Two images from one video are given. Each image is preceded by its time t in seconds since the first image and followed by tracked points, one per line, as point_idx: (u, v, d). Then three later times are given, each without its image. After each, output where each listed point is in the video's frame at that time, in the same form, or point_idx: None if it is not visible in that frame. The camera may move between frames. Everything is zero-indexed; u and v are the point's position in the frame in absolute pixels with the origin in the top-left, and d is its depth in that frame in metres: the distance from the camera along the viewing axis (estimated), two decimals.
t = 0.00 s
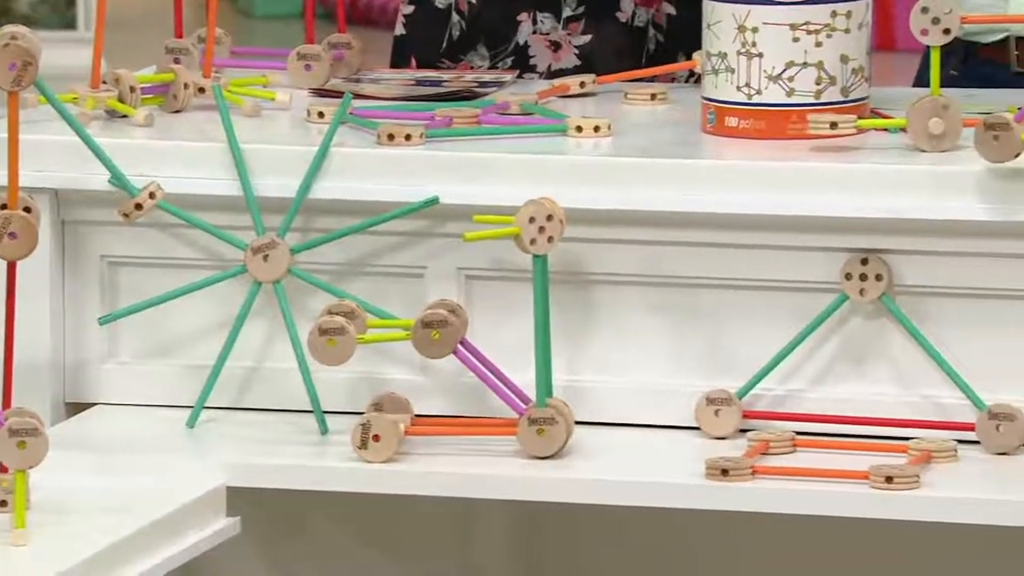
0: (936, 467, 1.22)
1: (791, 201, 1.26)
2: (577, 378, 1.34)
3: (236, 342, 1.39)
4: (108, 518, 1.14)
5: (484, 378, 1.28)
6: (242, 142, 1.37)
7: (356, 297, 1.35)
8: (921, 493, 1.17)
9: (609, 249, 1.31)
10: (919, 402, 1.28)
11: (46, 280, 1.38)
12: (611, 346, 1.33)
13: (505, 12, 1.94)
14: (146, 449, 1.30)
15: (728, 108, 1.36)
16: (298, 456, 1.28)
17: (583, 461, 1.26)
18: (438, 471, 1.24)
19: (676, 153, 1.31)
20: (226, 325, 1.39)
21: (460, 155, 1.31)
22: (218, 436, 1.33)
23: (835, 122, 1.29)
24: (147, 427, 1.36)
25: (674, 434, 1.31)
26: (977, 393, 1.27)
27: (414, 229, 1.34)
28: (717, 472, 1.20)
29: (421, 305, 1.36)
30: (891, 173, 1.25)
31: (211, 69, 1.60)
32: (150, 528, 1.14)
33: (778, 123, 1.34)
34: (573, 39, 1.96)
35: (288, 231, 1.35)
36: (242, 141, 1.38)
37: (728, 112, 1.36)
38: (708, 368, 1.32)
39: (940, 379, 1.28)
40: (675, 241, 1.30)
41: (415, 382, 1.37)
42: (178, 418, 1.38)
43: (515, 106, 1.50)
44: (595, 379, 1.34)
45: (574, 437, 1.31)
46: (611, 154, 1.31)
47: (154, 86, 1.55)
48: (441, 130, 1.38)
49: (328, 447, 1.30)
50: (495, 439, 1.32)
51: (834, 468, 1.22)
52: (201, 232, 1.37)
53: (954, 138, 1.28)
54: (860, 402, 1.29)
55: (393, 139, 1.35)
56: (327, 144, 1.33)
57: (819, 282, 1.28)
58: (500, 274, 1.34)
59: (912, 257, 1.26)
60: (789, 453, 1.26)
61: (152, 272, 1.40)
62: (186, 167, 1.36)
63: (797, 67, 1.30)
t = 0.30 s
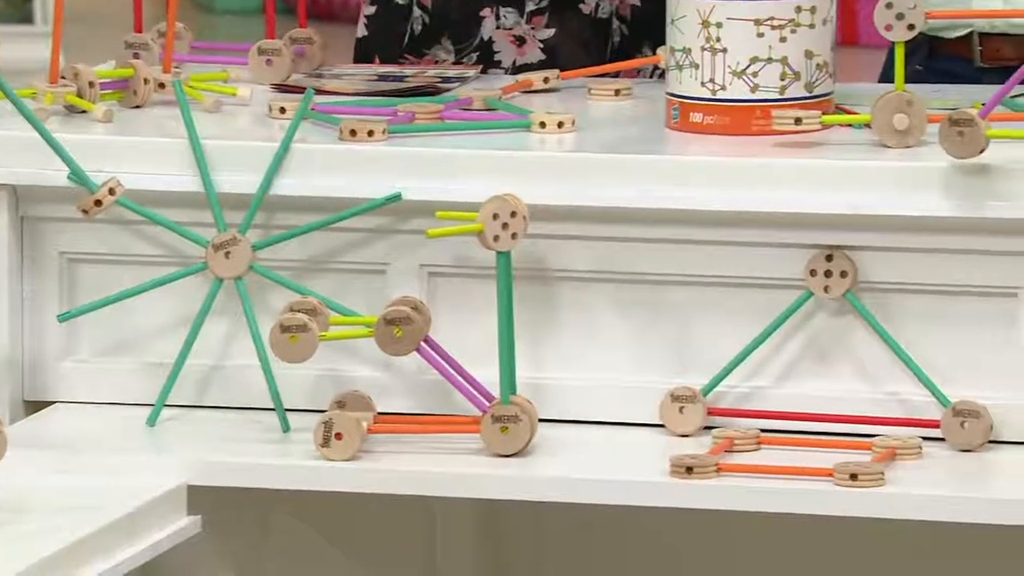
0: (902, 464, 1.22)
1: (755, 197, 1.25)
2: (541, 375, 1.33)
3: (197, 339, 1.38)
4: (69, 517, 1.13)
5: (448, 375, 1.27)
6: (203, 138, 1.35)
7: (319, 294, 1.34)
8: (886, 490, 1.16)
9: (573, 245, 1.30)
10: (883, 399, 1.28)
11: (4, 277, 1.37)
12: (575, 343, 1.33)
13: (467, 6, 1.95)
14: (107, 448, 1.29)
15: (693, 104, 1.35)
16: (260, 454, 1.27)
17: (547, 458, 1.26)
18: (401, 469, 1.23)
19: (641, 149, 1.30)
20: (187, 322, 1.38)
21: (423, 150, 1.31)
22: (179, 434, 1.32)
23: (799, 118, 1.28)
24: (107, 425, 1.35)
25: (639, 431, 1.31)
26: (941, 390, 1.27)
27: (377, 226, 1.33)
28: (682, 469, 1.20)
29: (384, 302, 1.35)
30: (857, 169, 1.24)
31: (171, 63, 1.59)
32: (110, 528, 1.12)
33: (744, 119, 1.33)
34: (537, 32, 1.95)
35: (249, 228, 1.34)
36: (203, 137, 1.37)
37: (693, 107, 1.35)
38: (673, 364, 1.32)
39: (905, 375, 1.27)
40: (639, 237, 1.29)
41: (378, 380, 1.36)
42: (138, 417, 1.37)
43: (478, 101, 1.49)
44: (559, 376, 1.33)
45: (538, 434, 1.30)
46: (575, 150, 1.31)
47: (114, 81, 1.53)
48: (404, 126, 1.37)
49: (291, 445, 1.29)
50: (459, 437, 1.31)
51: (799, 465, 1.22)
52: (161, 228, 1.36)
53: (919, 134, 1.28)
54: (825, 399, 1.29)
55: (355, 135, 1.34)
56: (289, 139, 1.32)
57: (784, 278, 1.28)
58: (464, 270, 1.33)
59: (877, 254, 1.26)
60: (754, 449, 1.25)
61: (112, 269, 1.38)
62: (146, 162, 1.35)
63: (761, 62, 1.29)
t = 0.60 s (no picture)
0: (867, 458, 1.21)
1: (721, 190, 1.24)
2: (505, 370, 1.33)
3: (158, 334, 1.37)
4: (28, 513, 1.12)
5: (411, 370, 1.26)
6: (164, 131, 1.34)
7: (281, 288, 1.33)
8: (852, 485, 1.16)
9: (538, 238, 1.30)
10: (849, 393, 1.27)
11: None
12: (539, 337, 1.32)
13: None
14: (67, 443, 1.28)
15: (658, 96, 1.34)
16: (222, 449, 1.26)
17: (511, 453, 1.25)
18: (364, 465, 1.22)
19: (606, 142, 1.30)
20: (148, 316, 1.37)
21: (387, 143, 1.30)
22: (140, 429, 1.31)
23: (765, 110, 1.28)
24: (67, 420, 1.34)
25: (604, 426, 1.30)
26: (907, 382, 1.26)
27: (339, 219, 1.32)
28: (648, 464, 1.19)
29: (347, 296, 1.34)
30: (822, 162, 1.23)
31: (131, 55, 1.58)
32: (70, 524, 1.11)
33: (709, 111, 1.33)
34: (492, 15, 2.08)
35: (211, 221, 1.33)
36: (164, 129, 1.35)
37: (658, 100, 1.35)
38: (638, 358, 1.31)
39: (871, 369, 1.27)
40: (604, 230, 1.28)
41: (341, 375, 1.35)
42: (99, 412, 1.35)
43: (442, 94, 1.48)
44: (523, 371, 1.32)
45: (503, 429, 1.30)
46: (539, 143, 1.30)
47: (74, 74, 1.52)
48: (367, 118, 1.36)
49: (253, 441, 1.28)
50: (423, 432, 1.30)
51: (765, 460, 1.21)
52: (122, 222, 1.35)
53: (885, 127, 1.27)
54: (790, 394, 1.28)
55: (318, 128, 1.33)
56: (251, 132, 1.30)
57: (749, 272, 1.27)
58: (428, 264, 1.32)
59: (842, 247, 1.25)
60: (720, 444, 1.25)
61: (72, 263, 1.37)
62: (106, 156, 1.34)
63: (726, 55, 1.28)
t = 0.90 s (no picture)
0: (834, 452, 1.21)
1: (688, 182, 1.24)
2: (471, 363, 1.32)
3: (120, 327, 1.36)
4: None
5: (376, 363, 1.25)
6: (126, 122, 1.33)
7: (245, 281, 1.32)
8: (819, 478, 1.15)
9: (503, 231, 1.29)
10: (816, 385, 1.27)
11: None
12: (505, 331, 1.31)
13: None
14: (28, 437, 1.26)
15: (624, 87, 1.34)
16: (185, 443, 1.24)
17: (477, 447, 1.24)
18: (328, 459, 1.21)
19: (573, 133, 1.29)
20: (110, 309, 1.36)
21: (351, 134, 1.29)
22: (102, 423, 1.29)
23: (732, 101, 1.27)
24: (28, 413, 1.32)
25: (570, 419, 1.29)
26: (874, 374, 1.26)
27: (303, 211, 1.31)
28: (615, 457, 1.18)
29: (311, 288, 1.33)
30: (789, 154, 1.23)
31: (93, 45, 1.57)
32: (32, 519, 1.10)
33: (676, 102, 1.32)
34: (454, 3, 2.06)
35: (173, 213, 1.31)
36: (125, 120, 1.34)
37: (624, 91, 1.34)
38: (604, 352, 1.30)
39: (838, 361, 1.26)
40: (569, 223, 1.27)
41: (305, 368, 1.34)
42: (60, 406, 1.34)
43: (407, 85, 1.47)
44: (489, 364, 1.31)
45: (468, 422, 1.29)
46: (505, 134, 1.29)
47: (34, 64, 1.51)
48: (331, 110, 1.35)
49: (216, 434, 1.27)
50: (387, 426, 1.29)
51: (732, 453, 1.21)
52: (83, 214, 1.34)
53: (852, 119, 1.26)
54: (757, 387, 1.27)
55: (282, 119, 1.32)
56: (214, 123, 1.29)
57: (716, 264, 1.26)
58: (393, 256, 1.31)
59: (809, 239, 1.25)
60: (687, 437, 1.24)
61: (33, 255, 1.36)
62: (68, 147, 1.33)
63: (693, 45, 1.27)
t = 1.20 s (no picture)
0: (801, 445, 1.20)
1: (654, 173, 1.23)
2: (436, 356, 1.31)
3: (81, 320, 1.34)
4: None
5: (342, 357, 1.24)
6: (87, 112, 1.32)
7: (207, 273, 1.31)
8: (785, 472, 1.15)
9: (468, 222, 1.28)
10: (784, 378, 1.26)
11: None
12: (470, 324, 1.30)
13: None
14: None
15: (590, 78, 1.33)
16: (147, 437, 1.23)
17: (442, 441, 1.23)
18: (292, 453, 1.20)
19: (538, 124, 1.28)
20: (71, 301, 1.34)
21: (315, 125, 1.27)
22: (64, 417, 1.28)
23: (700, 93, 1.26)
24: None
25: (535, 413, 1.28)
26: (841, 367, 1.25)
27: (267, 203, 1.29)
28: (581, 451, 1.18)
29: (274, 281, 1.32)
30: (756, 145, 1.22)
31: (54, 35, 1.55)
32: None
33: (642, 93, 1.31)
34: None
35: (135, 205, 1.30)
36: (86, 111, 1.33)
37: (590, 82, 1.33)
38: (569, 344, 1.29)
39: (805, 354, 1.26)
40: (535, 215, 1.26)
41: (269, 361, 1.33)
42: (21, 399, 1.33)
43: (372, 76, 1.46)
44: (455, 357, 1.30)
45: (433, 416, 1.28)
46: (470, 125, 1.28)
47: None
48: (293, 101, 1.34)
49: (179, 428, 1.25)
50: (352, 419, 1.28)
51: (698, 446, 1.20)
52: (44, 205, 1.32)
53: (818, 110, 1.26)
54: (724, 380, 1.27)
55: (246, 110, 1.31)
56: (176, 114, 1.28)
57: (683, 256, 1.25)
58: (358, 249, 1.30)
59: (776, 231, 1.24)
60: (653, 430, 1.24)
61: None
62: (28, 138, 1.31)
63: (660, 36, 1.27)
